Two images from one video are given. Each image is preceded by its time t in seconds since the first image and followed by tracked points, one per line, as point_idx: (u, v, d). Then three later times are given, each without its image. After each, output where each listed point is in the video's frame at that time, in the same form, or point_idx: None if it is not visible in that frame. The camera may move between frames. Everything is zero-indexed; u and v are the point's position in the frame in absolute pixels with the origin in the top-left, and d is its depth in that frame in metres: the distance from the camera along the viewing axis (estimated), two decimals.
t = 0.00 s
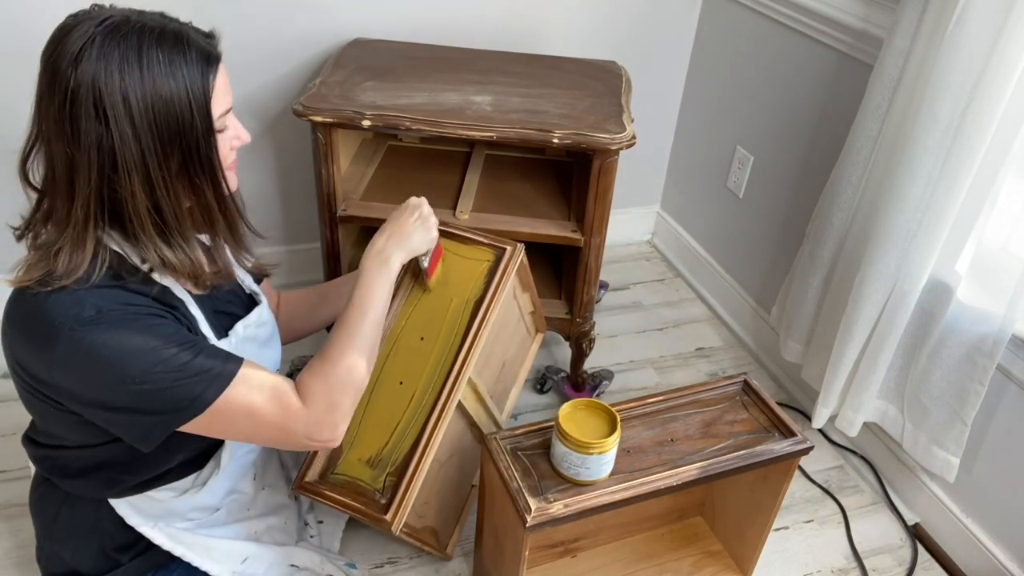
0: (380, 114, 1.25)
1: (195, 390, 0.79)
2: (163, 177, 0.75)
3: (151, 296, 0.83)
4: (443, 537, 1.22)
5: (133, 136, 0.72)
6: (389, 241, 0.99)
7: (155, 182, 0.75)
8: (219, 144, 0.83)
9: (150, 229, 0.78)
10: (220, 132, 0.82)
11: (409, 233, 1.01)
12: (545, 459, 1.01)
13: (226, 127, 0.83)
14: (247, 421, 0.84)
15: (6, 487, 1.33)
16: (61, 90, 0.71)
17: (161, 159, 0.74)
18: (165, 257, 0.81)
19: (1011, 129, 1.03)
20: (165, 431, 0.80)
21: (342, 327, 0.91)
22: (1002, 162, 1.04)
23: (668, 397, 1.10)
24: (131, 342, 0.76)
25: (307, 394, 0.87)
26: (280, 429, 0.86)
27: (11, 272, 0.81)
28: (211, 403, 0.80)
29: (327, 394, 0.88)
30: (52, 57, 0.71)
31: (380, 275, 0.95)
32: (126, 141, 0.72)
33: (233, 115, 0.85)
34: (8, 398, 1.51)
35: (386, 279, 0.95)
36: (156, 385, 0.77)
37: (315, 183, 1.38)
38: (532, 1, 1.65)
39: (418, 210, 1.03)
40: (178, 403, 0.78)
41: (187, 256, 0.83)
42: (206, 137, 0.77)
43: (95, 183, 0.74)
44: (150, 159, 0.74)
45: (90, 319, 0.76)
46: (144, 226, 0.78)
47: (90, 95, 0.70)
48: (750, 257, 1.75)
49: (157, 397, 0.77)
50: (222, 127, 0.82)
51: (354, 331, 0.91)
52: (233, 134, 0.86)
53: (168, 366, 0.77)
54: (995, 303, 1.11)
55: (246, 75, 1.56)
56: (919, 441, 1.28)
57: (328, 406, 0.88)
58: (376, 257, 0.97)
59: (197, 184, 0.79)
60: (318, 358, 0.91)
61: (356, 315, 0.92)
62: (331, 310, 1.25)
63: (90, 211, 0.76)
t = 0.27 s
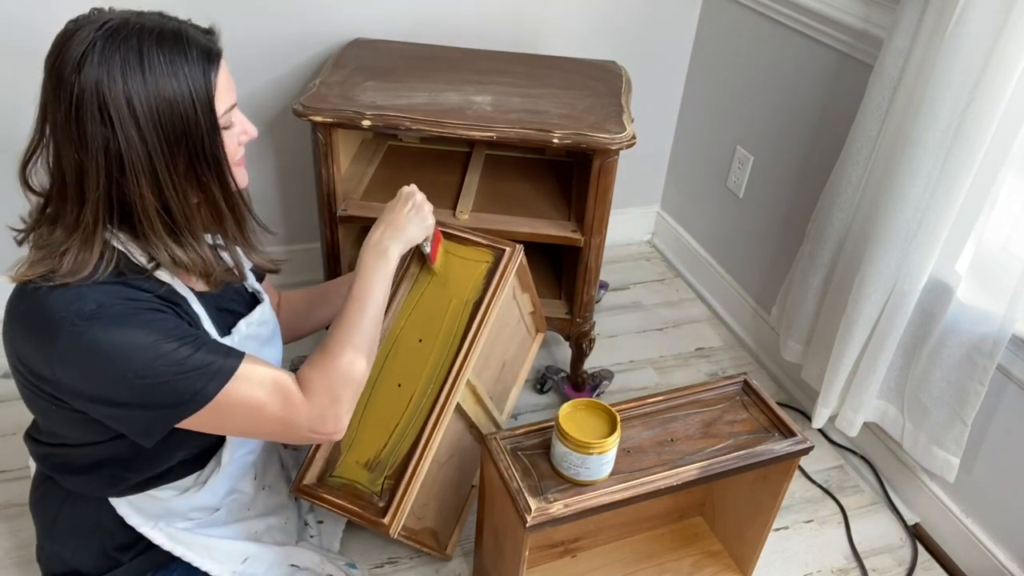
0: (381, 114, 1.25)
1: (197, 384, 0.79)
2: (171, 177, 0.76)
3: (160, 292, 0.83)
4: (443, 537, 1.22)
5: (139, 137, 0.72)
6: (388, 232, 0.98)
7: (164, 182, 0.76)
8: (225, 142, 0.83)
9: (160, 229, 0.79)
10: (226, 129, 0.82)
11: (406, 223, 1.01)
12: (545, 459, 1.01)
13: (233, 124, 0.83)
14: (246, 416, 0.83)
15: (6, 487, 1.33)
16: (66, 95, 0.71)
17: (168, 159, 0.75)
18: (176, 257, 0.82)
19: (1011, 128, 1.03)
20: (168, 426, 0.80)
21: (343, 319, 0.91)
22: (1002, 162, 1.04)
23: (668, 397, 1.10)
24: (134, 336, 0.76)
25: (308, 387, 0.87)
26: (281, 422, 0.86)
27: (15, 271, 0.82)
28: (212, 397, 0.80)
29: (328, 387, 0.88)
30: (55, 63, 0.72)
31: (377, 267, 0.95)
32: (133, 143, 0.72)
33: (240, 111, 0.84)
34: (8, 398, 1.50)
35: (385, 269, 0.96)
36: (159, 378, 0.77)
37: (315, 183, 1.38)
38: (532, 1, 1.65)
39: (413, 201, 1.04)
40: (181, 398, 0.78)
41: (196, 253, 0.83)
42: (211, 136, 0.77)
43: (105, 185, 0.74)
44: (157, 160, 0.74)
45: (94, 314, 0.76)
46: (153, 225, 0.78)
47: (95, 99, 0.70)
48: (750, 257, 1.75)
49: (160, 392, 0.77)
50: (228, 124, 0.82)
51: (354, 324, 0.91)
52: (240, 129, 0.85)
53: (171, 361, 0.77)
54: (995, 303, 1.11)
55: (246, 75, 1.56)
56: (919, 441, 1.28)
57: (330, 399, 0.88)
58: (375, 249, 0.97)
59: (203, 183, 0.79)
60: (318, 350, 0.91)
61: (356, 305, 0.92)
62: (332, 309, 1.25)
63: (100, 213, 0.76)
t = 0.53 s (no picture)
0: (381, 114, 1.25)
1: (198, 385, 0.78)
2: (172, 178, 0.76)
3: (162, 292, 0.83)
4: (443, 537, 1.22)
5: (142, 138, 0.72)
6: (401, 242, 0.99)
7: (164, 183, 0.76)
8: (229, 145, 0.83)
9: (160, 230, 0.79)
10: (229, 132, 0.82)
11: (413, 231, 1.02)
12: (545, 459, 1.01)
13: (236, 126, 0.83)
14: (247, 418, 0.83)
15: (6, 487, 1.33)
16: (70, 94, 0.71)
17: (170, 160, 0.75)
18: (176, 258, 0.82)
19: (1011, 128, 1.03)
20: (167, 426, 0.80)
21: (351, 325, 0.91)
22: (1002, 162, 1.04)
23: (668, 397, 1.10)
24: (136, 336, 0.76)
25: (309, 391, 0.87)
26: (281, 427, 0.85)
27: (16, 267, 0.81)
28: (213, 397, 0.80)
29: (330, 392, 0.87)
30: (60, 61, 0.72)
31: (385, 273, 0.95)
32: (135, 144, 0.72)
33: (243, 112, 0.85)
34: (8, 398, 1.50)
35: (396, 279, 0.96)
36: (159, 378, 0.77)
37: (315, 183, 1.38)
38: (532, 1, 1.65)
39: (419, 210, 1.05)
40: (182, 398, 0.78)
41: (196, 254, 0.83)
42: (213, 138, 0.77)
43: (106, 184, 0.74)
44: (159, 161, 0.74)
45: (96, 313, 0.76)
46: (153, 226, 0.78)
47: (99, 99, 0.70)
48: (750, 257, 1.75)
49: (159, 391, 0.77)
50: (231, 127, 0.82)
51: (361, 330, 0.90)
52: (242, 132, 0.86)
53: (173, 361, 0.77)
54: (995, 303, 1.11)
55: (246, 75, 1.56)
56: (918, 441, 1.28)
57: (332, 406, 0.88)
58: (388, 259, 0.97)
59: (205, 185, 0.79)
60: (324, 356, 0.90)
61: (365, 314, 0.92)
62: (333, 308, 1.24)
63: (101, 212, 0.76)
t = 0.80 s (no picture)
0: (381, 114, 1.26)
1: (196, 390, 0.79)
2: (170, 182, 0.76)
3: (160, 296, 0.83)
4: (443, 537, 1.22)
5: (140, 141, 0.72)
6: (417, 262, 0.98)
7: (162, 187, 0.76)
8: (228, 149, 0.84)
9: (158, 234, 0.79)
10: (228, 136, 0.82)
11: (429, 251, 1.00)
12: (545, 459, 1.01)
13: (235, 131, 0.83)
14: (247, 428, 0.83)
15: (7, 486, 1.33)
16: (69, 96, 0.71)
17: (168, 164, 0.75)
18: (172, 263, 0.81)
19: (1011, 128, 1.03)
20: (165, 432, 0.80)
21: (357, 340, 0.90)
22: (1002, 162, 1.04)
23: (668, 397, 1.10)
24: (135, 340, 0.76)
25: (309, 402, 0.86)
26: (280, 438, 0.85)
27: (17, 268, 0.81)
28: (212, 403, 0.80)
29: (327, 411, 0.87)
30: (61, 63, 0.72)
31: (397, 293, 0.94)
32: (133, 147, 0.72)
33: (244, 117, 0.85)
34: (8, 398, 1.51)
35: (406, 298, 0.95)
36: (157, 383, 0.77)
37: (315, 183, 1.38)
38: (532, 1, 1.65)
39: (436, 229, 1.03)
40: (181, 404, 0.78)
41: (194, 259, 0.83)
42: (212, 143, 0.77)
43: (105, 188, 0.75)
44: (157, 165, 0.74)
45: (97, 317, 0.76)
46: (151, 230, 0.78)
47: (97, 102, 0.70)
48: (750, 257, 1.75)
49: (157, 396, 0.77)
50: (231, 131, 0.82)
51: (368, 346, 0.90)
52: (242, 136, 0.86)
53: (173, 365, 0.77)
54: (995, 303, 1.11)
55: (246, 75, 1.56)
56: (919, 441, 1.28)
57: (330, 420, 0.87)
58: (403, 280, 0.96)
59: (203, 189, 0.79)
60: (329, 368, 0.90)
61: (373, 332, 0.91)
62: (333, 308, 1.25)
63: (100, 215, 0.76)
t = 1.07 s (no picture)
0: (381, 114, 1.25)
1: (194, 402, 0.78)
2: (168, 188, 0.76)
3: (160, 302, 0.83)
4: (443, 539, 1.22)
5: (138, 146, 0.72)
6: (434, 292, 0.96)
7: (160, 193, 0.76)
8: (228, 154, 0.83)
9: (156, 239, 0.79)
10: (229, 142, 0.83)
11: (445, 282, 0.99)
12: (545, 459, 1.01)
13: (236, 136, 0.84)
14: (249, 442, 0.83)
15: (7, 486, 1.33)
16: (69, 99, 0.71)
17: (167, 169, 0.75)
18: (168, 268, 0.81)
19: (1011, 128, 1.03)
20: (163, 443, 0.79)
21: (364, 364, 0.89)
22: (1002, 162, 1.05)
23: (668, 397, 1.10)
24: (134, 347, 0.75)
25: (313, 421, 0.86)
26: (282, 452, 0.85)
27: (19, 271, 0.82)
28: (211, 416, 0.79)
29: (328, 433, 0.86)
30: (61, 67, 0.72)
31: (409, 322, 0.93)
32: (131, 152, 0.72)
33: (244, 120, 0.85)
34: (8, 398, 1.50)
35: (418, 326, 0.94)
36: (162, 390, 0.76)
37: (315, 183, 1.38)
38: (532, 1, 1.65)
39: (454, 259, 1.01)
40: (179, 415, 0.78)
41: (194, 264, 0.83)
42: (211, 149, 0.77)
43: (104, 193, 0.75)
44: (155, 171, 0.74)
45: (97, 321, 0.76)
46: (149, 235, 0.78)
47: (96, 106, 0.70)
48: (750, 257, 1.75)
49: (154, 406, 0.77)
50: (231, 137, 0.82)
51: (376, 371, 0.89)
52: (244, 141, 0.86)
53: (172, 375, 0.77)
54: (995, 304, 1.11)
55: (246, 75, 1.56)
56: (919, 441, 1.28)
57: (331, 439, 0.87)
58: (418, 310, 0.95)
59: (201, 196, 0.79)
60: (334, 389, 0.89)
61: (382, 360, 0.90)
62: (334, 309, 1.24)
63: (100, 219, 0.76)
